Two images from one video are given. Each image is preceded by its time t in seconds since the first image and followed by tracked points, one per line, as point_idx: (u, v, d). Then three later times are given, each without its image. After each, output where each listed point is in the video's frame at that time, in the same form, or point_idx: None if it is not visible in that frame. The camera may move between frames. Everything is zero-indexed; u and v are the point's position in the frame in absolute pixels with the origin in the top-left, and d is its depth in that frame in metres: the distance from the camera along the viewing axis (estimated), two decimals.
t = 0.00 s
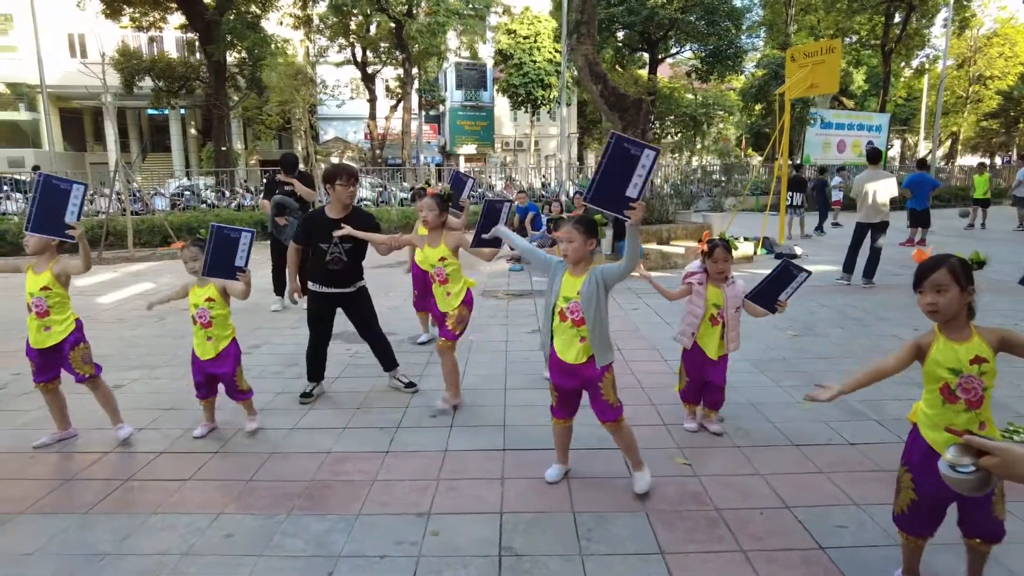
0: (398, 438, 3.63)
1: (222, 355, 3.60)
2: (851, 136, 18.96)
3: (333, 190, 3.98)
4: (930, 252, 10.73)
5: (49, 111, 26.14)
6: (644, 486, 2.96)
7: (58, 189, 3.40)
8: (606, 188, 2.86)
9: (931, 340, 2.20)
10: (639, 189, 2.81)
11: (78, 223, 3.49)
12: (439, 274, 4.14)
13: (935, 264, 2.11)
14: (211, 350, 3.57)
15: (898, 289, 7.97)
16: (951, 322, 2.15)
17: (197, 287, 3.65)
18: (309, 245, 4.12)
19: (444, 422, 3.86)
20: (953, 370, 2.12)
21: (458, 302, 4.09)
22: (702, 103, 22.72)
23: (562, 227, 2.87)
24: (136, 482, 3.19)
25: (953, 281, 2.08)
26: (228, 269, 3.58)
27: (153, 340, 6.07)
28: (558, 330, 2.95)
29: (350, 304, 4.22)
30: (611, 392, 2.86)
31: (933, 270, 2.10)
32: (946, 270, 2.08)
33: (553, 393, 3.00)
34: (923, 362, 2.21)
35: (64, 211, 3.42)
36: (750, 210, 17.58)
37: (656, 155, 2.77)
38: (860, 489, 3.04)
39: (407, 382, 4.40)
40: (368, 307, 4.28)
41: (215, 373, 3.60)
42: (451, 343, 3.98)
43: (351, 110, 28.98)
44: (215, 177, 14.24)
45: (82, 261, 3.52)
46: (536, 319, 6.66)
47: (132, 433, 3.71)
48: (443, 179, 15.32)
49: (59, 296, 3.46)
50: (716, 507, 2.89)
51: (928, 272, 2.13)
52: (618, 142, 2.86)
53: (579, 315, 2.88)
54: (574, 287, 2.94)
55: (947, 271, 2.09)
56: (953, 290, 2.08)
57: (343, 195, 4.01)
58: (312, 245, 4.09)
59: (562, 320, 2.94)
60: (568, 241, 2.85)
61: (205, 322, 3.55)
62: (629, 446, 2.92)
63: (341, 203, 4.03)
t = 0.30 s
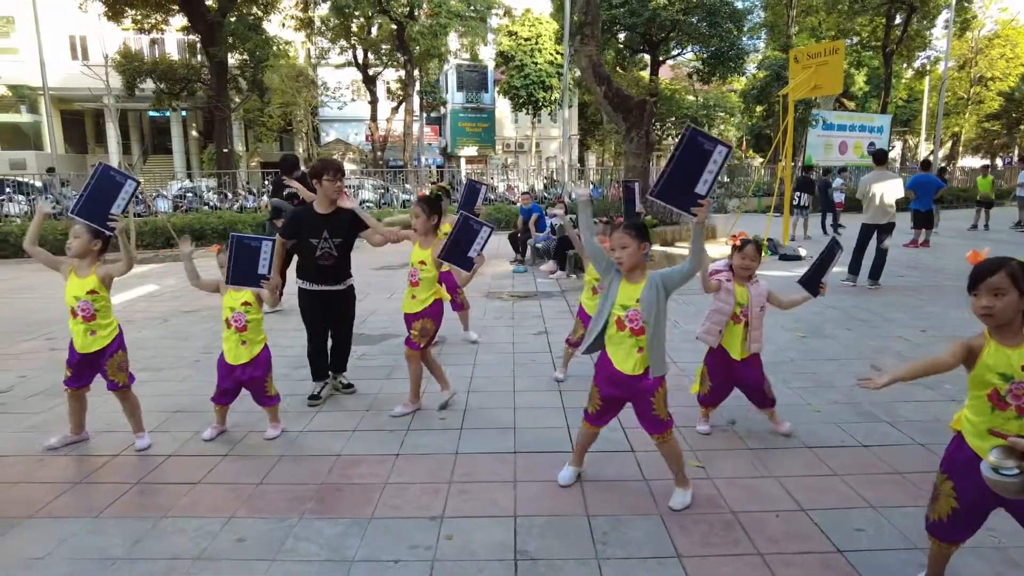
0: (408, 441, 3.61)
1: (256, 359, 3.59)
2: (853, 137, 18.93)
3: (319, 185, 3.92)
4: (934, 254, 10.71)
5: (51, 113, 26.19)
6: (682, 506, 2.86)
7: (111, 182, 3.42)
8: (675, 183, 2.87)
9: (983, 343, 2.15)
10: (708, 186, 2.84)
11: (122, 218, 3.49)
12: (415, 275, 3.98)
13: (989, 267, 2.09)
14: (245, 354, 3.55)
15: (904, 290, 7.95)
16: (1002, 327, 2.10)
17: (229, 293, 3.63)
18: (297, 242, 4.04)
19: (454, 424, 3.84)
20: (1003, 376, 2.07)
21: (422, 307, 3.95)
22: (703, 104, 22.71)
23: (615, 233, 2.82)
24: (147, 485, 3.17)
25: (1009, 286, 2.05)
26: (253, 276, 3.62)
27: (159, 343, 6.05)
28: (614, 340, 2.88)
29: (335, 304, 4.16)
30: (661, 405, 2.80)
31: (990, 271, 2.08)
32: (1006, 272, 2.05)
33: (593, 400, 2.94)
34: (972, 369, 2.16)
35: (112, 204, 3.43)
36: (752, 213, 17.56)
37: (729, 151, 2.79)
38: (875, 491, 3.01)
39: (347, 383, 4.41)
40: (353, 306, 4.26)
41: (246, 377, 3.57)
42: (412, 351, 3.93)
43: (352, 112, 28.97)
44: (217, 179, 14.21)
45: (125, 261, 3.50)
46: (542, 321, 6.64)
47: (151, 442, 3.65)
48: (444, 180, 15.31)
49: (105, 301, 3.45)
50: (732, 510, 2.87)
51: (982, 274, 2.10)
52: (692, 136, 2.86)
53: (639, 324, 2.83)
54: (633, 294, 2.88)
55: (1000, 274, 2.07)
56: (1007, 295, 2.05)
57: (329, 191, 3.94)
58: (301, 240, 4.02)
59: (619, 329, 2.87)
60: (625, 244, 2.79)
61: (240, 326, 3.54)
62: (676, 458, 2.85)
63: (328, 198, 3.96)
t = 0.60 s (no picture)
0: (407, 444, 3.58)
1: (269, 357, 3.58)
2: (849, 137, 18.96)
3: (304, 185, 3.89)
4: (932, 253, 10.71)
5: (46, 116, 26.13)
6: (685, 509, 2.83)
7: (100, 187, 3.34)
8: (729, 176, 2.84)
9: None
10: (762, 182, 2.80)
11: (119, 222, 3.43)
12: (412, 276, 3.97)
13: None
14: (257, 355, 3.54)
15: (903, 289, 7.93)
16: None
17: (239, 296, 3.61)
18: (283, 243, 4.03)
19: (454, 427, 3.81)
20: None
21: (423, 309, 3.93)
22: (699, 105, 22.74)
23: (650, 230, 2.80)
24: (144, 490, 3.14)
25: None
26: (261, 286, 3.52)
27: (155, 346, 6.01)
28: (651, 341, 2.84)
29: (322, 303, 4.16)
30: (691, 408, 2.79)
31: None
32: None
33: (638, 406, 2.89)
34: None
35: (105, 210, 3.36)
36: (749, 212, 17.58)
37: (786, 149, 2.76)
38: (879, 492, 2.99)
39: (342, 386, 4.38)
40: (340, 306, 4.26)
41: (260, 378, 3.57)
42: (416, 354, 3.90)
43: (348, 114, 28.90)
44: (213, 181, 14.15)
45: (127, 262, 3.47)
46: (542, 322, 6.60)
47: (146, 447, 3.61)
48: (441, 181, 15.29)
49: (113, 302, 3.44)
50: (735, 512, 2.84)
51: None
52: (752, 128, 2.80)
53: (673, 322, 2.80)
54: (669, 292, 2.87)
55: None
56: None
57: (314, 191, 3.91)
58: (286, 241, 4.01)
59: (653, 327, 2.85)
60: (659, 240, 2.78)
61: (249, 327, 3.53)
62: (688, 460, 2.82)
63: (313, 197, 3.93)
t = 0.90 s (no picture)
0: (401, 447, 3.55)
1: (249, 364, 3.53)
2: (845, 136, 18.97)
3: (264, 187, 3.78)
4: (928, 253, 10.71)
5: (40, 117, 26.07)
6: (682, 513, 2.80)
7: (56, 209, 3.25)
8: (739, 183, 2.79)
9: None
10: (771, 193, 2.76)
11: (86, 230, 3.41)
12: (419, 278, 3.92)
13: None
14: (237, 359, 3.51)
15: (900, 289, 7.91)
16: None
17: (226, 296, 3.58)
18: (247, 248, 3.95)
19: (448, 429, 3.78)
20: None
21: (434, 310, 3.87)
22: (695, 104, 22.76)
23: (652, 230, 2.75)
24: (133, 496, 3.09)
25: None
26: (242, 291, 3.44)
27: (149, 348, 5.96)
28: (644, 343, 2.83)
29: (290, 307, 4.12)
30: (687, 410, 2.75)
31: None
32: None
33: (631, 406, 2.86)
34: None
35: (71, 226, 3.32)
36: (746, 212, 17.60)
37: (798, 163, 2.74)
38: (878, 495, 2.95)
39: (335, 389, 4.33)
40: (310, 309, 4.24)
41: (244, 385, 3.53)
42: (426, 355, 3.84)
43: (344, 114, 28.82)
44: (208, 182, 14.07)
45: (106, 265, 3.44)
46: (538, 323, 6.58)
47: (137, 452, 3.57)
48: (437, 182, 15.27)
49: (94, 304, 3.38)
50: (732, 516, 2.81)
51: None
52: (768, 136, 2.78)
53: (664, 324, 2.78)
54: (664, 293, 2.83)
55: None
56: None
57: (275, 192, 3.81)
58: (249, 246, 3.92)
59: (646, 329, 2.83)
60: (659, 241, 2.72)
61: (233, 330, 3.49)
62: (685, 462, 2.78)
63: (274, 199, 3.84)
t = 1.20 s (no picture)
0: (394, 449, 3.52)
1: (220, 365, 3.50)
2: (844, 136, 18.94)
3: (227, 182, 3.89)
4: (925, 252, 10.70)
5: (37, 117, 25.98)
6: (675, 516, 2.77)
7: (9, 219, 3.28)
8: (674, 187, 2.78)
9: None
10: (708, 194, 2.74)
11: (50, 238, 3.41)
12: (420, 278, 3.87)
13: None
14: (208, 361, 3.48)
15: (897, 289, 7.90)
16: None
17: (196, 297, 3.55)
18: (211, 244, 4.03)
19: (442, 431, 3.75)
20: None
21: (434, 309, 3.83)
22: (693, 104, 22.74)
23: (615, 233, 2.74)
24: (120, 500, 3.06)
25: None
26: (208, 287, 3.42)
27: (142, 349, 5.92)
28: (607, 342, 2.84)
29: (258, 302, 4.22)
30: (659, 413, 2.72)
31: None
32: None
33: (590, 400, 2.88)
34: None
35: (30, 235, 3.33)
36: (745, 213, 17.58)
37: (734, 158, 2.67)
38: (874, 497, 2.92)
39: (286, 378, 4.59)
40: (278, 303, 4.38)
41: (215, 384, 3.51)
42: (441, 356, 3.82)
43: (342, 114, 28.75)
44: (205, 182, 14.01)
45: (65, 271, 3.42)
46: (534, 323, 6.56)
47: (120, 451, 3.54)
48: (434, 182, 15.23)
49: (37, 309, 3.33)
50: (726, 519, 2.78)
51: None
52: (699, 139, 2.76)
53: (624, 326, 2.77)
54: (625, 294, 2.82)
55: None
56: None
57: (236, 187, 3.92)
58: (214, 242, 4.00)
59: (607, 331, 2.84)
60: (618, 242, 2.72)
61: (202, 332, 3.46)
62: (672, 464, 2.77)
63: (237, 193, 3.94)
